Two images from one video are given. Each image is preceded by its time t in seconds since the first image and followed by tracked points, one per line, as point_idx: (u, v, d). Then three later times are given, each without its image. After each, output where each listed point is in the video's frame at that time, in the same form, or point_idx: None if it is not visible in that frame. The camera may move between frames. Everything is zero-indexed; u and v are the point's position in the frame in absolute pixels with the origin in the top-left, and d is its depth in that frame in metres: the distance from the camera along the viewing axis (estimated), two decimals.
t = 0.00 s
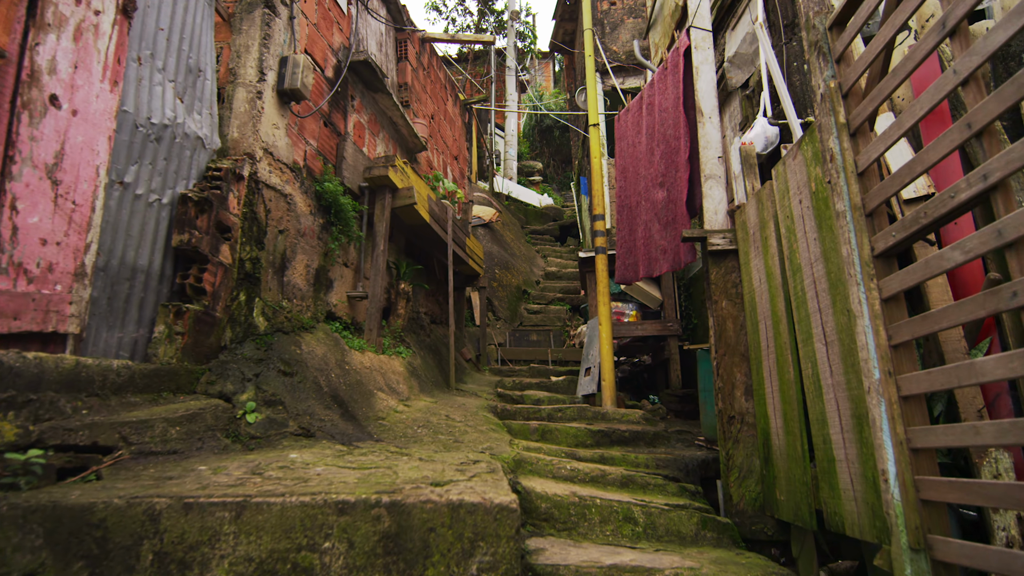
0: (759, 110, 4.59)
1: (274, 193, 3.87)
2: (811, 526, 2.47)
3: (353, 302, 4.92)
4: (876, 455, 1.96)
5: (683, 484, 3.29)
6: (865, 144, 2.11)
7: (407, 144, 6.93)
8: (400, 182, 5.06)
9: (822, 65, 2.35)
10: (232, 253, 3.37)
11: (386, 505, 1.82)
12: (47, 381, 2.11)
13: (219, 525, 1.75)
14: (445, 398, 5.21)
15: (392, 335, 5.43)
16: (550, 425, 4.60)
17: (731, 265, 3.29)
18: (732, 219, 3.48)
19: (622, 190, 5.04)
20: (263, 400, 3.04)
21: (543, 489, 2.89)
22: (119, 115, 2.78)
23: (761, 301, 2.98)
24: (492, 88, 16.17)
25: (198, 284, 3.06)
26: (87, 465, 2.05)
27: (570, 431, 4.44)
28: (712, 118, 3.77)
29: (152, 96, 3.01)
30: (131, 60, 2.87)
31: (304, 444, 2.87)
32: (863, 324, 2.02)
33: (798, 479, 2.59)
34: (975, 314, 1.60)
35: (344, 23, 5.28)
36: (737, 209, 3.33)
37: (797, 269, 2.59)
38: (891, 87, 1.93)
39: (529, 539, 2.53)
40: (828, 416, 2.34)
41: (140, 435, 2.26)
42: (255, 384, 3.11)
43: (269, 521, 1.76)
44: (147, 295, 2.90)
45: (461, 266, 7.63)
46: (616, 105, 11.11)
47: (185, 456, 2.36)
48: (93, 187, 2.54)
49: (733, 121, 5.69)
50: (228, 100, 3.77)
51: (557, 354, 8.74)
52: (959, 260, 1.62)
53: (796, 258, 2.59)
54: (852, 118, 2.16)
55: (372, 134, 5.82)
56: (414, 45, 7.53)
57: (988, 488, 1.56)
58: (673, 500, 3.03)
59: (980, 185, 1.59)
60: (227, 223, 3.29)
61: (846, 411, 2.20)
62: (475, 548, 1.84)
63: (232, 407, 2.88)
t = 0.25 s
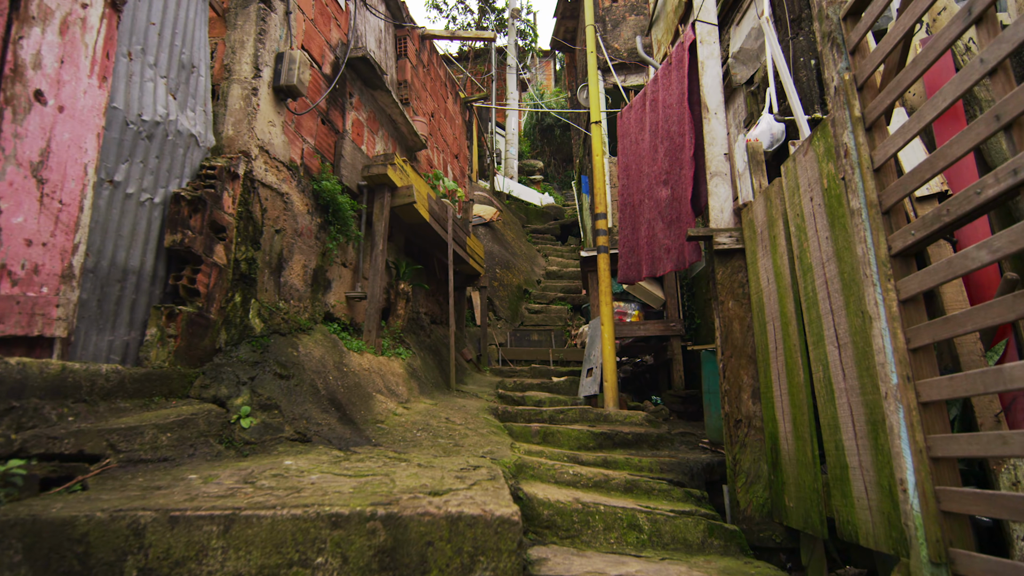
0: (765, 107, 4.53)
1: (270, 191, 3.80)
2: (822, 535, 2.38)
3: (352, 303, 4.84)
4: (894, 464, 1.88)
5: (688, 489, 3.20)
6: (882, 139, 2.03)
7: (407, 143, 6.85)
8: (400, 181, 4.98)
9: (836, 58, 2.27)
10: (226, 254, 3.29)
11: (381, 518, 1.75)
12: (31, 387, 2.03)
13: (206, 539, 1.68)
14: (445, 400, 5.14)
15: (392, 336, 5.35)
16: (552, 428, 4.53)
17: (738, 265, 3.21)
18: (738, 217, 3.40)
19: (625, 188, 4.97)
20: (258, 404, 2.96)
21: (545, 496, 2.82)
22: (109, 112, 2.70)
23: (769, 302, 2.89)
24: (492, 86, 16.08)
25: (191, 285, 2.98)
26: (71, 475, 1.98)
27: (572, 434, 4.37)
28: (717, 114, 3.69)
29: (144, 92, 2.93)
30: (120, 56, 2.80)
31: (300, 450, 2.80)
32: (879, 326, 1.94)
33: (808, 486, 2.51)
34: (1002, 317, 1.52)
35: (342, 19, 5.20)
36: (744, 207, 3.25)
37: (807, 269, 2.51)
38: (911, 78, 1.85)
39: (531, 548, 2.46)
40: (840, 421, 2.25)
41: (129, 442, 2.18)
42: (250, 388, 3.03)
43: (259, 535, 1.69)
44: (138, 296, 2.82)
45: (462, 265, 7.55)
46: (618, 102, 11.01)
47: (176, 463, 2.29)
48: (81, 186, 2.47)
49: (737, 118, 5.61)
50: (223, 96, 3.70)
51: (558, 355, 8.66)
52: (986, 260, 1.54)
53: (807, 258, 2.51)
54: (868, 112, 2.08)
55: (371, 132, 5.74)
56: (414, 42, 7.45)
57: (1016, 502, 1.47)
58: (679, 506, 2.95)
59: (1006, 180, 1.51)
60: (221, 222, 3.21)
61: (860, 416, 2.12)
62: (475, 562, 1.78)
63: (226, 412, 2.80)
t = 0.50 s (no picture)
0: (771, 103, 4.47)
1: (267, 191, 3.73)
2: (834, 544, 2.30)
3: (351, 304, 4.77)
4: (913, 473, 1.80)
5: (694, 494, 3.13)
6: (899, 135, 1.96)
7: (407, 141, 6.78)
8: (400, 179, 4.91)
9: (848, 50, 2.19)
10: (221, 255, 3.22)
11: (378, 531, 1.68)
12: (14, 395, 1.96)
13: (194, 556, 1.61)
14: (446, 402, 5.07)
15: (392, 337, 5.28)
16: (555, 430, 4.46)
17: (745, 265, 3.13)
18: (745, 216, 3.32)
19: (628, 186, 4.89)
20: (254, 409, 2.89)
21: (548, 502, 2.75)
22: (98, 109, 2.64)
23: (778, 303, 2.82)
24: (493, 84, 15.99)
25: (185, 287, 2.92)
26: (58, 485, 1.90)
27: (575, 437, 4.30)
28: (724, 110, 3.61)
29: (135, 89, 2.86)
30: (110, 51, 2.73)
31: (296, 456, 2.73)
32: (897, 329, 1.86)
33: (818, 493, 2.43)
34: None
35: (341, 15, 5.12)
36: (751, 206, 3.17)
37: (819, 269, 2.44)
38: (932, 71, 1.78)
39: (534, 557, 2.39)
40: (854, 427, 2.17)
41: (118, 450, 2.12)
42: (246, 392, 2.96)
43: (250, 550, 1.62)
44: (130, 299, 2.75)
45: (462, 264, 7.48)
46: (620, 100, 10.92)
47: (168, 472, 2.22)
48: (69, 185, 2.41)
49: (742, 115, 5.53)
50: (218, 93, 3.62)
51: (560, 355, 8.59)
52: (1013, 261, 1.46)
53: (818, 258, 2.44)
54: (884, 106, 2.01)
55: (370, 130, 5.67)
56: (414, 39, 7.37)
57: None
58: (685, 513, 2.87)
59: None
60: (216, 223, 3.14)
61: (875, 422, 2.04)
62: None
63: (220, 417, 2.73)
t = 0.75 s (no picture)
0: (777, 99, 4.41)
1: (264, 190, 3.66)
2: (849, 556, 2.22)
3: (350, 305, 4.70)
4: (936, 486, 1.72)
5: (702, 501, 3.04)
6: (920, 131, 1.87)
7: (407, 139, 6.70)
8: (400, 178, 4.83)
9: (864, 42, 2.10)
10: (217, 256, 3.15)
11: (374, 551, 1.64)
12: None
13: None
14: (447, 404, 5.00)
15: (392, 338, 5.21)
16: (557, 433, 4.39)
17: (754, 265, 3.04)
18: (753, 215, 3.23)
19: (632, 184, 4.81)
20: (250, 415, 2.82)
21: (552, 511, 2.68)
22: (89, 107, 2.57)
23: (789, 305, 2.73)
24: (494, 82, 15.89)
25: (179, 289, 2.85)
26: (43, 499, 1.83)
27: (578, 440, 4.22)
28: (731, 106, 3.52)
29: (127, 87, 2.79)
30: (101, 47, 2.67)
31: (293, 464, 2.66)
32: (918, 335, 1.78)
33: (831, 503, 2.35)
34: None
35: (339, 11, 5.03)
36: (760, 205, 3.08)
37: (833, 271, 2.35)
38: (956, 63, 1.69)
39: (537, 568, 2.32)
40: (870, 435, 2.09)
41: (107, 460, 2.05)
42: (242, 398, 2.89)
43: (240, 571, 1.56)
44: (122, 302, 2.68)
45: (464, 264, 7.40)
46: (623, 98, 10.82)
47: (160, 482, 2.15)
48: (56, 186, 2.35)
49: (747, 112, 5.44)
50: (213, 91, 3.55)
51: (563, 354, 8.52)
52: None
53: (832, 259, 2.36)
54: (903, 101, 1.91)
55: (370, 128, 5.59)
56: (414, 36, 7.28)
57: None
58: (693, 521, 2.78)
59: None
60: (211, 223, 3.07)
61: (892, 430, 1.96)
62: None
63: (215, 424, 2.66)
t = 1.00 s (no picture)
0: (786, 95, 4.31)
1: (260, 190, 3.57)
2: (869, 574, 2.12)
3: (350, 306, 4.61)
4: (968, 507, 1.61)
5: (713, 512, 2.93)
6: (949, 128, 1.75)
7: (408, 137, 6.59)
8: (400, 177, 4.73)
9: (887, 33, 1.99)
10: (211, 259, 3.06)
11: None
12: None
13: None
14: (449, 407, 4.91)
15: (394, 340, 5.12)
16: (562, 437, 4.30)
17: (767, 267, 2.93)
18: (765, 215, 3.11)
19: (638, 183, 4.69)
20: (245, 424, 2.73)
21: (558, 523, 2.60)
22: (76, 105, 2.48)
23: (804, 310, 2.62)
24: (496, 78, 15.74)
25: (171, 294, 2.76)
26: (24, 518, 1.75)
27: (584, 445, 4.13)
28: (741, 103, 3.39)
29: (117, 84, 2.70)
30: (89, 43, 2.58)
31: (289, 476, 2.58)
32: (948, 346, 1.67)
33: (850, 517, 2.24)
34: None
35: (338, 6, 4.92)
36: (772, 204, 2.97)
37: (851, 275, 2.25)
38: (990, 57, 1.57)
39: None
40: (893, 449, 1.98)
41: (92, 476, 1.96)
42: (236, 406, 2.79)
43: None
44: (112, 307, 2.59)
45: (466, 263, 7.30)
46: (626, 94, 10.66)
47: (149, 498, 2.07)
48: (40, 187, 2.26)
49: (755, 107, 5.31)
50: (208, 88, 3.45)
51: (566, 354, 8.42)
52: None
53: (850, 263, 2.25)
54: (930, 97, 1.79)
55: (370, 125, 5.49)
56: (415, 31, 7.16)
57: None
58: (704, 534, 2.67)
59: None
60: (205, 225, 2.99)
61: (918, 445, 1.85)
62: None
63: (209, 434, 2.57)
